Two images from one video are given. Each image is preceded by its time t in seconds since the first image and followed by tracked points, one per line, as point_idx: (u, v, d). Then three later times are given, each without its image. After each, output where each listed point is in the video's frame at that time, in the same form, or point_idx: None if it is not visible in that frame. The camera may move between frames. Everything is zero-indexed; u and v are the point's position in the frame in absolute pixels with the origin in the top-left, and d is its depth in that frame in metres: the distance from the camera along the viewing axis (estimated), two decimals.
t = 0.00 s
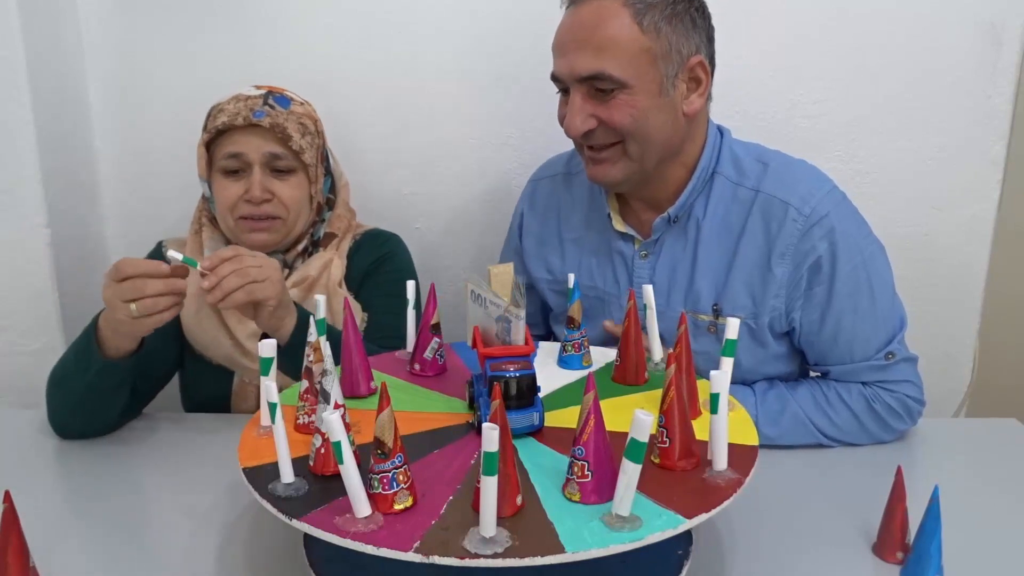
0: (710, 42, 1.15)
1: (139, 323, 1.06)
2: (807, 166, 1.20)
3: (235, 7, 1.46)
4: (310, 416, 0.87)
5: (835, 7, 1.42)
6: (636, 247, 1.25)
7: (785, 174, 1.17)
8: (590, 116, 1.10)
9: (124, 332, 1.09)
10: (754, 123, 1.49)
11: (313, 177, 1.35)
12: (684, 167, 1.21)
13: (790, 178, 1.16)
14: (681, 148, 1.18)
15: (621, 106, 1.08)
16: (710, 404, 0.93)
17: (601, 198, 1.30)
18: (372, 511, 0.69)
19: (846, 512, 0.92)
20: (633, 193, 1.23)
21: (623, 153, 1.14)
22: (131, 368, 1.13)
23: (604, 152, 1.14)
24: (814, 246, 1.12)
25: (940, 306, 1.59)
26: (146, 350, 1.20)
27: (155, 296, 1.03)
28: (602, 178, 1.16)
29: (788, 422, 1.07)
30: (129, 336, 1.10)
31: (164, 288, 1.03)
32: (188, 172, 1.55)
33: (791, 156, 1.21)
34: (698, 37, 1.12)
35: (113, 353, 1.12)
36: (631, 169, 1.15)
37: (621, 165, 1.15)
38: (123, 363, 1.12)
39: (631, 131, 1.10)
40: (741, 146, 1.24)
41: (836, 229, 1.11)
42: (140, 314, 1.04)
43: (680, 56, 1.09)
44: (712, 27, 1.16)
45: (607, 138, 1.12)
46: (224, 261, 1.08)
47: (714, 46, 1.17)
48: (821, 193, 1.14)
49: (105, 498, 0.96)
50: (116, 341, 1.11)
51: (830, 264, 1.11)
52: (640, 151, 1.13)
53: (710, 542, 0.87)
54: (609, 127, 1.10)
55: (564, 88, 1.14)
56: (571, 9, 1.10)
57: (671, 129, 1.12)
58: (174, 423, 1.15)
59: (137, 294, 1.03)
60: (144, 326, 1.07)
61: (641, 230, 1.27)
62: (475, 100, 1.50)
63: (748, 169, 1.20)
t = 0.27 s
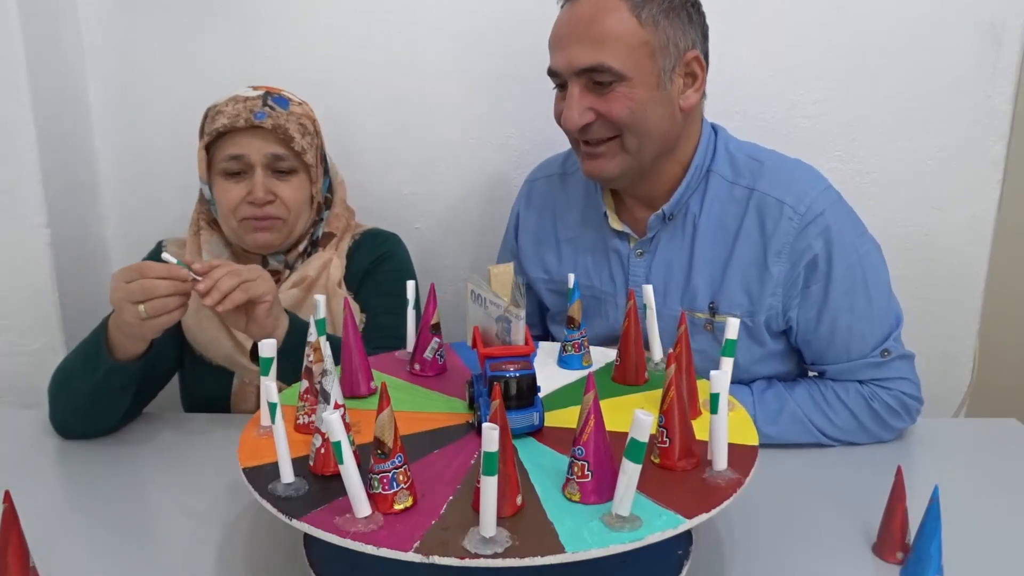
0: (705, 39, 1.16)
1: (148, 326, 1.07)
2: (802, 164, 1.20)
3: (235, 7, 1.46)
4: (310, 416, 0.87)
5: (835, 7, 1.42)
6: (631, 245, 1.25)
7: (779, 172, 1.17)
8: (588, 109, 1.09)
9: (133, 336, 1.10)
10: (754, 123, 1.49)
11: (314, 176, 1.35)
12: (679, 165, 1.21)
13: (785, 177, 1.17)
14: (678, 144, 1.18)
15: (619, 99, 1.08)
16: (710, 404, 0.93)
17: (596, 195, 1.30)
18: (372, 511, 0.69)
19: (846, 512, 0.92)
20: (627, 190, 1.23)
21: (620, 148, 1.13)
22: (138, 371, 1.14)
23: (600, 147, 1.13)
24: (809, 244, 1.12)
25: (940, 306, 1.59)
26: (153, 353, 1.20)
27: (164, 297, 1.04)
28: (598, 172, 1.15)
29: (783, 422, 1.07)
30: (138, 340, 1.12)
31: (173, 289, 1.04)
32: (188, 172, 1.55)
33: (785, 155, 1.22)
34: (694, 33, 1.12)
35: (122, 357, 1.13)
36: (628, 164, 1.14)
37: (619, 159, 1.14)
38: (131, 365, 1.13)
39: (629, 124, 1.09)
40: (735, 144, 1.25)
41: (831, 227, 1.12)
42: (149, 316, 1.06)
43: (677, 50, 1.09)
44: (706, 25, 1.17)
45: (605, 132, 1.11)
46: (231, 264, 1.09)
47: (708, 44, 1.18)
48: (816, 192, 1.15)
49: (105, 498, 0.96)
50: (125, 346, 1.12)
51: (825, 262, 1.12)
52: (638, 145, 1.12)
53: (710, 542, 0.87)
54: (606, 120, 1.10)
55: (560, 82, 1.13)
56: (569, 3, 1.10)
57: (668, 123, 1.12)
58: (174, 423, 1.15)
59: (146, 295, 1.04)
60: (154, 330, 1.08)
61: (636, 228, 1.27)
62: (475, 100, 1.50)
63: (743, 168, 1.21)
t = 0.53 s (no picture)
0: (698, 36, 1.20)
1: (149, 323, 1.07)
2: (792, 158, 1.24)
3: (235, 7, 1.46)
4: (310, 416, 0.87)
5: (835, 7, 1.42)
6: (625, 243, 1.27)
7: (770, 167, 1.21)
8: (600, 102, 1.10)
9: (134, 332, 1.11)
10: (754, 123, 1.49)
11: (331, 177, 1.37)
12: (673, 161, 1.24)
13: (777, 171, 1.20)
14: (677, 139, 1.21)
15: (631, 91, 1.09)
16: (710, 404, 0.93)
17: (585, 190, 1.32)
18: (372, 511, 0.69)
19: (846, 513, 0.92)
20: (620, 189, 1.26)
21: (628, 140, 1.14)
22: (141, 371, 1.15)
23: (608, 140, 1.14)
24: (807, 235, 1.16)
25: (940, 306, 1.59)
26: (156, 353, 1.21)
27: (164, 293, 1.04)
28: (607, 166, 1.15)
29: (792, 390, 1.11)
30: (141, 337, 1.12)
31: (173, 286, 1.04)
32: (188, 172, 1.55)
33: (773, 149, 1.25)
34: (692, 30, 1.16)
35: (125, 354, 1.13)
36: (637, 156, 1.15)
37: (627, 152, 1.15)
38: (133, 363, 1.13)
39: (640, 115, 1.11)
40: (724, 140, 1.28)
41: (825, 219, 1.16)
42: (149, 313, 1.06)
43: (682, 44, 1.12)
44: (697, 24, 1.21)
45: (614, 125, 1.12)
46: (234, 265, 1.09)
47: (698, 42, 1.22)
48: (808, 184, 1.19)
49: (104, 498, 0.96)
50: (128, 343, 1.13)
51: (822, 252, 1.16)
52: (647, 137, 1.13)
53: (710, 543, 0.87)
54: (617, 112, 1.10)
55: (566, 76, 1.13)
56: None
57: (673, 114, 1.15)
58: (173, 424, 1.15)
59: (146, 291, 1.04)
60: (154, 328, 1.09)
61: (628, 226, 1.30)
62: (475, 100, 1.50)
63: (735, 164, 1.24)
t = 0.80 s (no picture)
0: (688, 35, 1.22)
1: (147, 326, 1.07)
2: (779, 150, 1.26)
3: (235, 7, 1.46)
4: (310, 416, 0.87)
5: (835, 7, 1.42)
6: (617, 240, 1.28)
7: (759, 159, 1.23)
8: (607, 99, 1.09)
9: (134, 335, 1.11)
10: (754, 123, 1.49)
11: (321, 177, 1.36)
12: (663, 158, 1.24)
13: (766, 162, 1.22)
14: (670, 137, 1.23)
15: (637, 87, 1.10)
16: (710, 403, 0.93)
17: (575, 189, 1.33)
18: (372, 511, 0.69)
19: (846, 513, 0.92)
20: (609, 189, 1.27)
21: (631, 137, 1.14)
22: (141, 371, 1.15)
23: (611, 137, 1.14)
24: (798, 223, 1.18)
25: (940, 306, 1.59)
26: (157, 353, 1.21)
27: (161, 296, 1.04)
28: (610, 163, 1.15)
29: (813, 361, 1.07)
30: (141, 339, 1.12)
31: (171, 289, 1.04)
32: (188, 172, 1.55)
33: (759, 142, 1.27)
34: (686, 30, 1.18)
35: (126, 355, 1.13)
36: (640, 152, 1.16)
37: (630, 148, 1.15)
38: (134, 364, 1.13)
39: (645, 112, 1.11)
40: (711, 135, 1.29)
41: (815, 206, 1.18)
42: (146, 316, 1.06)
43: (682, 42, 1.14)
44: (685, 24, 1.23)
45: (619, 122, 1.12)
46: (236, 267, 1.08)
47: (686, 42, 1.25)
48: (796, 173, 1.20)
49: (105, 498, 0.96)
50: (130, 344, 1.12)
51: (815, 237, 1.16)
52: (650, 133, 1.14)
53: (710, 542, 0.87)
54: (622, 108, 1.10)
55: (570, 72, 1.12)
56: None
57: (672, 111, 1.16)
58: (173, 424, 1.15)
59: (145, 293, 1.04)
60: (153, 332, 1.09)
61: (618, 224, 1.30)
62: (475, 100, 1.50)
63: (724, 158, 1.25)
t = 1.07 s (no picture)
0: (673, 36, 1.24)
1: (147, 330, 1.07)
2: (766, 147, 1.28)
3: (235, 7, 1.46)
4: (310, 415, 0.87)
5: (835, 8, 1.42)
6: (607, 239, 1.28)
7: (745, 155, 1.25)
8: (605, 101, 1.10)
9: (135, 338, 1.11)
10: (754, 123, 1.49)
11: (314, 177, 1.35)
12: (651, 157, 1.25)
13: (752, 159, 1.24)
14: (658, 138, 1.24)
15: (632, 89, 1.10)
16: (710, 403, 0.93)
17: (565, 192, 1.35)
18: (372, 511, 0.69)
19: (846, 513, 0.92)
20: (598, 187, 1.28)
21: (626, 138, 1.15)
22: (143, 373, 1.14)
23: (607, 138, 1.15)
24: (786, 217, 1.19)
25: (940, 306, 1.59)
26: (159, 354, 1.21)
27: (162, 301, 1.04)
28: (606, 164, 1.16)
29: (808, 356, 1.06)
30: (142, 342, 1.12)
31: (173, 293, 1.04)
32: (187, 172, 1.55)
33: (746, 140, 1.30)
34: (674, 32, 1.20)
35: (128, 357, 1.13)
36: (633, 152, 1.17)
37: (625, 149, 1.16)
38: (136, 365, 1.13)
39: (641, 113, 1.12)
40: (699, 134, 1.32)
41: (802, 201, 1.20)
42: (147, 319, 1.06)
43: (672, 43, 1.16)
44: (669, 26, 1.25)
45: (616, 123, 1.12)
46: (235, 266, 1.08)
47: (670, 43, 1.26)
48: (783, 169, 1.22)
49: (104, 498, 0.95)
50: (132, 347, 1.13)
51: (802, 232, 1.17)
52: (643, 133, 1.15)
53: (710, 543, 0.87)
54: (618, 110, 1.11)
55: (565, 75, 1.12)
56: None
57: (663, 112, 1.18)
58: (173, 425, 1.15)
59: (145, 297, 1.04)
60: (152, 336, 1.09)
61: (608, 223, 1.31)
62: (475, 100, 1.50)
63: (712, 156, 1.28)
